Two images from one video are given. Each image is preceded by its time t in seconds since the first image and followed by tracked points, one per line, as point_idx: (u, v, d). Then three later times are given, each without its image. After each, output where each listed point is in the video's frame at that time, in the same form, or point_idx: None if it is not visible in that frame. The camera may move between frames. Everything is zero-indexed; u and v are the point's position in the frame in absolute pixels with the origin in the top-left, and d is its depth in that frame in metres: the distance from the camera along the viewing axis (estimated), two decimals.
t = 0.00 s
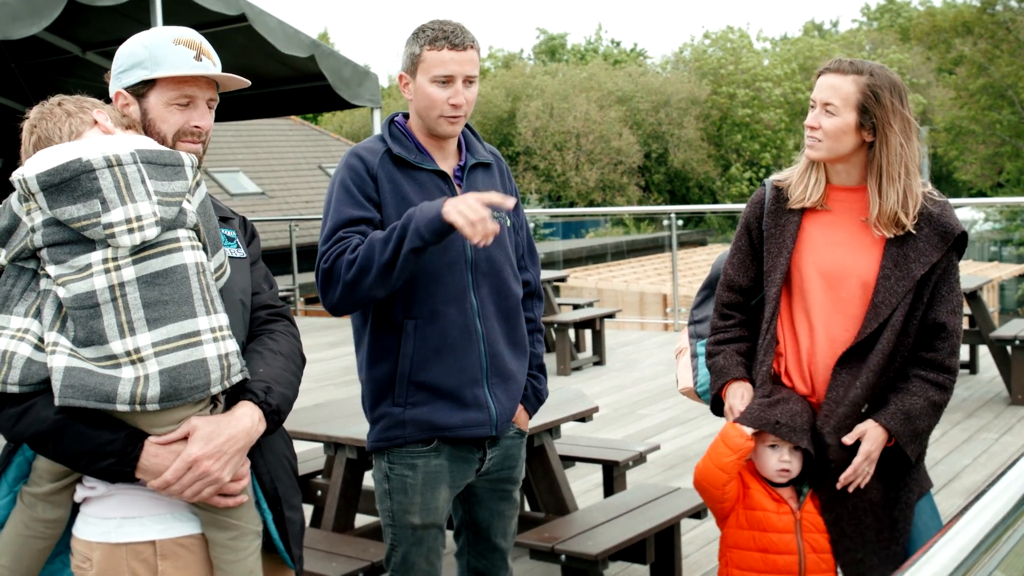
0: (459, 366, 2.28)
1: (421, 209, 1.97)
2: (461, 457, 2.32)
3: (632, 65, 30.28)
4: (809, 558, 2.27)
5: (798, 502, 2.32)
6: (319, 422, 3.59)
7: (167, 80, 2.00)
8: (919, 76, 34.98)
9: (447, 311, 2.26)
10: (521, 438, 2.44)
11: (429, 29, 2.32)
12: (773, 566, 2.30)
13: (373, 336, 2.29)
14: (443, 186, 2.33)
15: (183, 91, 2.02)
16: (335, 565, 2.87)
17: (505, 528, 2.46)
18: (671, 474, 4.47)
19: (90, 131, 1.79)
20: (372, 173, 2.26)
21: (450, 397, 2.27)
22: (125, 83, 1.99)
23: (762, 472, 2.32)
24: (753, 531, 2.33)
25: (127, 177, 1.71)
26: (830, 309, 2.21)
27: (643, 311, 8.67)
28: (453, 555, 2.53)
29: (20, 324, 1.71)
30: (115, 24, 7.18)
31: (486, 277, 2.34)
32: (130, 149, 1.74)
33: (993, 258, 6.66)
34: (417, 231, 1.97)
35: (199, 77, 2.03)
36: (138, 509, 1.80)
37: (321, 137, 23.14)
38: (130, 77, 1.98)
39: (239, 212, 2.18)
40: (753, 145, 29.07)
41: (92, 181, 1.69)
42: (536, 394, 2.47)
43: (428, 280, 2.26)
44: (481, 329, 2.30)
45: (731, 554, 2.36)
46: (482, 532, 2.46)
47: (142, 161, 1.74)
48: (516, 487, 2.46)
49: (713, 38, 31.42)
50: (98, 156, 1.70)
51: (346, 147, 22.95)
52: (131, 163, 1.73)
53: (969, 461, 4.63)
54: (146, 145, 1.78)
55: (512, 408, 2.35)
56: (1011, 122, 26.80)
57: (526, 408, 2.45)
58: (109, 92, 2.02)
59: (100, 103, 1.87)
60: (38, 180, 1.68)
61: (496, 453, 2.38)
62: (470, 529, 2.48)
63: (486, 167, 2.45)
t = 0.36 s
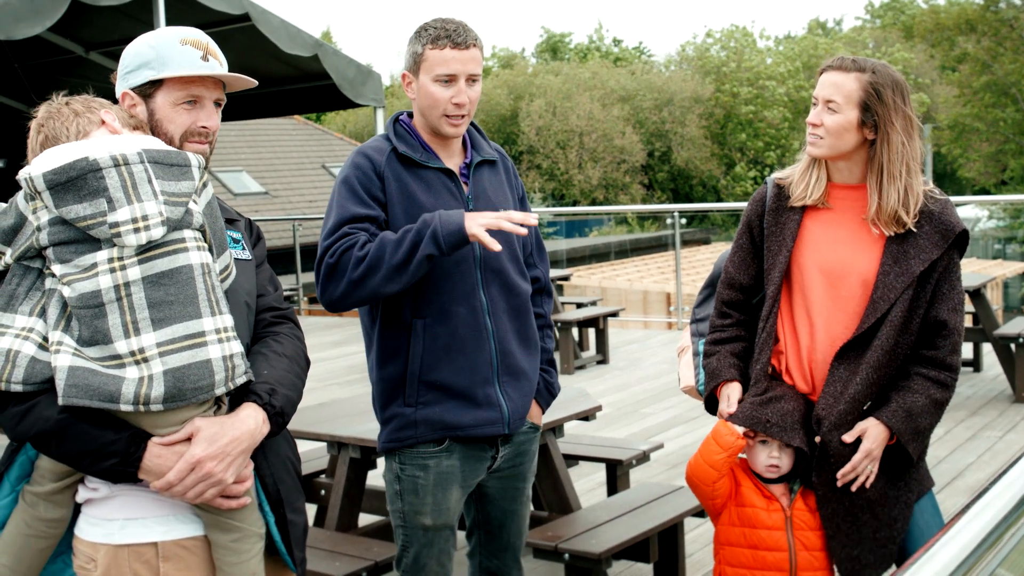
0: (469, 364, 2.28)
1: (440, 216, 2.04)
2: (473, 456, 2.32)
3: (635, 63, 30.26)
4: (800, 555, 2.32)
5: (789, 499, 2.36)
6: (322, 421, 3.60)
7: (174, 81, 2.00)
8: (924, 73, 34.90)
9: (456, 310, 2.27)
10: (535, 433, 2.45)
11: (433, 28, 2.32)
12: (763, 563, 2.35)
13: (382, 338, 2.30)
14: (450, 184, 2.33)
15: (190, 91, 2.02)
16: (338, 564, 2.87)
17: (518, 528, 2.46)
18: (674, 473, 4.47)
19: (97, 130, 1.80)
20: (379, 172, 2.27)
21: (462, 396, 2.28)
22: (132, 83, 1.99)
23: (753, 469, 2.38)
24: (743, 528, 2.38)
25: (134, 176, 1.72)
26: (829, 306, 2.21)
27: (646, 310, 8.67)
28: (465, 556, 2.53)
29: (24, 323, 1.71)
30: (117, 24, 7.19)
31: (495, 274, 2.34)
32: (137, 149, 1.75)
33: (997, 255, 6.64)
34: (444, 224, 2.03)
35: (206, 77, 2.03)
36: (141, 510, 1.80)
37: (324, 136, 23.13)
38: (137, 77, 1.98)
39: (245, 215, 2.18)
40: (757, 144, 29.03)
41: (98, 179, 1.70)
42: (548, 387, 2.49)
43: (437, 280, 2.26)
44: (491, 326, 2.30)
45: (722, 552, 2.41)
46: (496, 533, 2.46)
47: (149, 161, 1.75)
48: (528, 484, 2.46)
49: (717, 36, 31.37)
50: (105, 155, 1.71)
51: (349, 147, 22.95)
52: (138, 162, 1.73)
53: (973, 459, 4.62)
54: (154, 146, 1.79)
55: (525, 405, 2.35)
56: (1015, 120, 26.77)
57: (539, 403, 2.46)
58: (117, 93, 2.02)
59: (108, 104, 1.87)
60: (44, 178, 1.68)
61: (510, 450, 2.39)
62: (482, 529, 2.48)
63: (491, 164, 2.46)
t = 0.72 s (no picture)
0: (485, 366, 2.28)
1: (447, 232, 2.00)
2: (492, 458, 2.31)
3: (637, 63, 30.24)
4: (802, 555, 2.39)
5: (791, 498, 2.42)
6: (326, 421, 3.60)
7: (187, 81, 2.00)
8: (925, 73, 34.89)
9: (470, 312, 2.27)
10: (556, 433, 2.45)
11: (435, 28, 2.33)
12: (766, 564, 2.39)
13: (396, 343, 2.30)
14: (460, 186, 2.32)
15: (202, 92, 2.02)
16: (341, 564, 2.88)
17: (543, 532, 2.46)
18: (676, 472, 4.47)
19: (112, 129, 1.79)
20: (387, 178, 2.26)
21: (479, 398, 2.27)
22: (145, 83, 1.99)
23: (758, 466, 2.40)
24: (743, 531, 2.42)
25: (151, 175, 1.72)
26: (834, 306, 2.20)
27: (649, 309, 8.66)
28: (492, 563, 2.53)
29: (36, 321, 1.71)
30: (119, 23, 7.19)
31: (508, 275, 2.34)
32: (154, 149, 1.75)
33: (1000, 254, 6.64)
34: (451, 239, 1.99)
35: (218, 77, 2.03)
36: (150, 510, 1.80)
37: (326, 135, 23.09)
38: (150, 76, 1.98)
39: (251, 217, 2.17)
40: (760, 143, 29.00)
41: (115, 178, 1.70)
42: (569, 386, 2.48)
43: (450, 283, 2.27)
44: (506, 328, 2.30)
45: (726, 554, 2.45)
46: (520, 539, 2.45)
47: (166, 161, 1.76)
48: (548, 487, 2.46)
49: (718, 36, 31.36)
50: (123, 154, 1.71)
51: (351, 146, 22.94)
52: (155, 161, 1.74)
53: (975, 458, 4.62)
54: (170, 146, 1.80)
55: (544, 405, 2.35)
56: (1018, 119, 26.72)
57: (562, 403, 2.45)
58: (128, 93, 2.02)
59: (122, 103, 1.87)
60: (61, 175, 1.68)
61: (530, 451, 2.39)
62: (507, 536, 2.47)
63: (500, 164, 2.45)
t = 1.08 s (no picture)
0: (493, 367, 2.28)
1: (461, 239, 2.01)
2: (503, 458, 2.31)
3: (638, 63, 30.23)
4: (799, 556, 2.39)
5: (792, 500, 2.41)
6: (331, 419, 3.60)
7: (198, 79, 2.00)
8: (927, 74, 34.89)
9: (479, 314, 2.27)
10: (568, 434, 2.45)
11: (438, 28, 2.33)
12: (762, 564, 2.38)
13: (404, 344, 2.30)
14: (469, 189, 2.31)
15: (214, 90, 2.02)
16: (342, 563, 2.87)
17: (565, 536, 2.44)
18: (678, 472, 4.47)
19: (126, 128, 1.80)
20: (396, 182, 2.26)
21: (485, 398, 2.27)
22: (156, 83, 1.99)
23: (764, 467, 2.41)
24: (742, 530, 2.42)
25: (168, 172, 1.72)
26: (841, 306, 2.20)
27: (650, 309, 8.67)
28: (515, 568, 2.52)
29: (54, 318, 1.70)
30: (120, 21, 7.17)
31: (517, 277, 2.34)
32: (172, 147, 1.75)
33: (1002, 256, 6.64)
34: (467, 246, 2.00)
35: (229, 75, 2.03)
36: (167, 505, 1.80)
37: (328, 134, 23.04)
38: (161, 75, 1.98)
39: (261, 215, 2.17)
40: (761, 144, 28.99)
41: (133, 175, 1.69)
42: (582, 387, 2.48)
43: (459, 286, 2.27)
44: (514, 329, 2.30)
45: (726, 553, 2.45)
46: (542, 544, 2.44)
47: (183, 158, 1.75)
48: (567, 489, 2.45)
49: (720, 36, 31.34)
50: (141, 152, 1.71)
51: (353, 145, 22.92)
52: (173, 159, 1.73)
53: (977, 460, 4.62)
54: (187, 144, 1.79)
55: (552, 407, 2.35)
56: (1020, 121, 26.69)
57: (573, 402, 2.45)
58: (140, 93, 2.02)
59: (135, 102, 1.87)
60: (79, 174, 1.68)
61: (542, 451, 2.39)
62: (529, 541, 2.46)
63: (511, 166, 2.44)
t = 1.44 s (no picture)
0: (489, 367, 2.28)
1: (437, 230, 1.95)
2: (497, 456, 2.31)
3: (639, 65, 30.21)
4: (808, 561, 2.38)
5: (800, 503, 2.41)
6: (336, 419, 3.60)
7: (221, 81, 1.99)
8: (928, 76, 34.87)
9: (476, 314, 2.27)
10: (562, 434, 2.44)
11: (447, 28, 2.33)
12: (771, 567, 2.38)
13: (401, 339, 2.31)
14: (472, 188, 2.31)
15: (236, 90, 2.01)
16: (343, 563, 2.87)
17: (552, 532, 2.44)
18: (679, 474, 4.47)
19: (147, 127, 1.80)
20: (398, 178, 2.27)
21: (480, 397, 2.27)
22: (179, 84, 1.99)
23: (771, 469, 2.40)
24: (752, 534, 2.42)
25: (184, 171, 1.72)
26: (844, 308, 2.20)
27: (650, 311, 8.66)
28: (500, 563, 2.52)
29: (70, 313, 1.72)
30: (121, 22, 7.16)
31: (516, 278, 2.33)
32: (187, 146, 1.75)
33: (1002, 259, 6.64)
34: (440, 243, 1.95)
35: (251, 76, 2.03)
36: (176, 500, 1.80)
37: (329, 135, 23.01)
38: (184, 77, 1.98)
39: (284, 216, 2.18)
40: (762, 146, 28.98)
41: (149, 174, 1.70)
42: (578, 387, 2.47)
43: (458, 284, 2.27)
44: (511, 330, 2.30)
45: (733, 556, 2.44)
46: (527, 539, 2.44)
47: (199, 158, 1.75)
48: (557, 487, 2.44)
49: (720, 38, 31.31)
50: (156, 151, 1.71)
51: (354, 146, 22.90)
52: (189, 159, 1.74)
53: (978, 462, 4.61)
54: (204, 144, 1.79)
55: (547, 409, 2.34)
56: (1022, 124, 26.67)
57: (568, 403, 2.44)
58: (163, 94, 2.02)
59: (159, 103, 1.87)
60: (97, 172, 1.69)
61: (535, 451, 2.38)
62: (514, 536, 2.46)
63: (515, 165, 2.43)
